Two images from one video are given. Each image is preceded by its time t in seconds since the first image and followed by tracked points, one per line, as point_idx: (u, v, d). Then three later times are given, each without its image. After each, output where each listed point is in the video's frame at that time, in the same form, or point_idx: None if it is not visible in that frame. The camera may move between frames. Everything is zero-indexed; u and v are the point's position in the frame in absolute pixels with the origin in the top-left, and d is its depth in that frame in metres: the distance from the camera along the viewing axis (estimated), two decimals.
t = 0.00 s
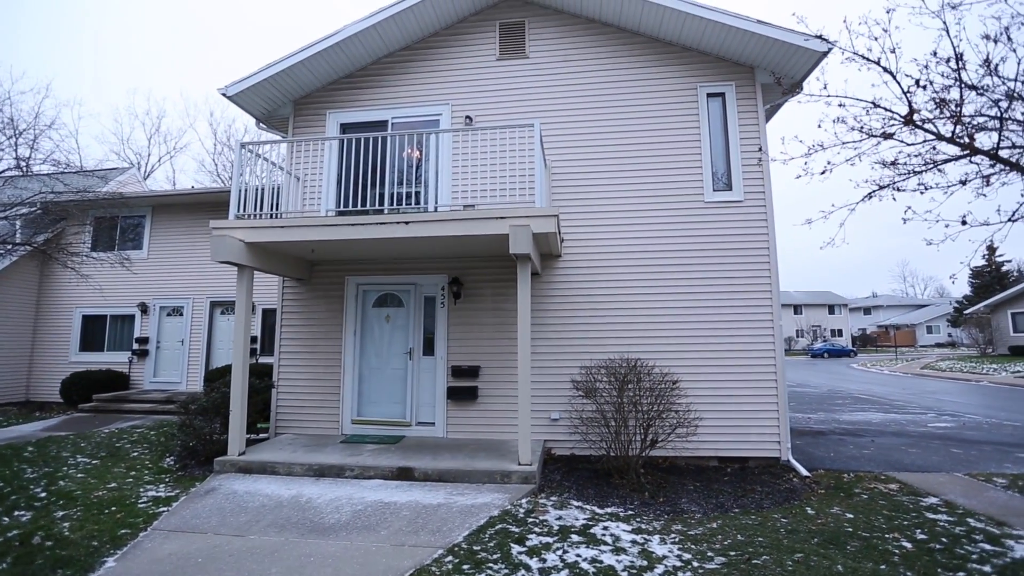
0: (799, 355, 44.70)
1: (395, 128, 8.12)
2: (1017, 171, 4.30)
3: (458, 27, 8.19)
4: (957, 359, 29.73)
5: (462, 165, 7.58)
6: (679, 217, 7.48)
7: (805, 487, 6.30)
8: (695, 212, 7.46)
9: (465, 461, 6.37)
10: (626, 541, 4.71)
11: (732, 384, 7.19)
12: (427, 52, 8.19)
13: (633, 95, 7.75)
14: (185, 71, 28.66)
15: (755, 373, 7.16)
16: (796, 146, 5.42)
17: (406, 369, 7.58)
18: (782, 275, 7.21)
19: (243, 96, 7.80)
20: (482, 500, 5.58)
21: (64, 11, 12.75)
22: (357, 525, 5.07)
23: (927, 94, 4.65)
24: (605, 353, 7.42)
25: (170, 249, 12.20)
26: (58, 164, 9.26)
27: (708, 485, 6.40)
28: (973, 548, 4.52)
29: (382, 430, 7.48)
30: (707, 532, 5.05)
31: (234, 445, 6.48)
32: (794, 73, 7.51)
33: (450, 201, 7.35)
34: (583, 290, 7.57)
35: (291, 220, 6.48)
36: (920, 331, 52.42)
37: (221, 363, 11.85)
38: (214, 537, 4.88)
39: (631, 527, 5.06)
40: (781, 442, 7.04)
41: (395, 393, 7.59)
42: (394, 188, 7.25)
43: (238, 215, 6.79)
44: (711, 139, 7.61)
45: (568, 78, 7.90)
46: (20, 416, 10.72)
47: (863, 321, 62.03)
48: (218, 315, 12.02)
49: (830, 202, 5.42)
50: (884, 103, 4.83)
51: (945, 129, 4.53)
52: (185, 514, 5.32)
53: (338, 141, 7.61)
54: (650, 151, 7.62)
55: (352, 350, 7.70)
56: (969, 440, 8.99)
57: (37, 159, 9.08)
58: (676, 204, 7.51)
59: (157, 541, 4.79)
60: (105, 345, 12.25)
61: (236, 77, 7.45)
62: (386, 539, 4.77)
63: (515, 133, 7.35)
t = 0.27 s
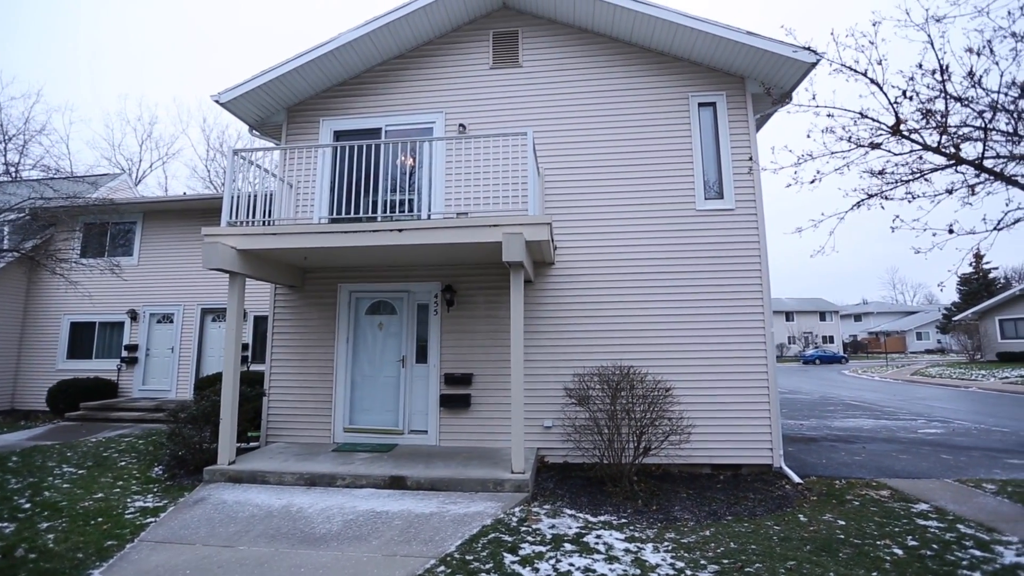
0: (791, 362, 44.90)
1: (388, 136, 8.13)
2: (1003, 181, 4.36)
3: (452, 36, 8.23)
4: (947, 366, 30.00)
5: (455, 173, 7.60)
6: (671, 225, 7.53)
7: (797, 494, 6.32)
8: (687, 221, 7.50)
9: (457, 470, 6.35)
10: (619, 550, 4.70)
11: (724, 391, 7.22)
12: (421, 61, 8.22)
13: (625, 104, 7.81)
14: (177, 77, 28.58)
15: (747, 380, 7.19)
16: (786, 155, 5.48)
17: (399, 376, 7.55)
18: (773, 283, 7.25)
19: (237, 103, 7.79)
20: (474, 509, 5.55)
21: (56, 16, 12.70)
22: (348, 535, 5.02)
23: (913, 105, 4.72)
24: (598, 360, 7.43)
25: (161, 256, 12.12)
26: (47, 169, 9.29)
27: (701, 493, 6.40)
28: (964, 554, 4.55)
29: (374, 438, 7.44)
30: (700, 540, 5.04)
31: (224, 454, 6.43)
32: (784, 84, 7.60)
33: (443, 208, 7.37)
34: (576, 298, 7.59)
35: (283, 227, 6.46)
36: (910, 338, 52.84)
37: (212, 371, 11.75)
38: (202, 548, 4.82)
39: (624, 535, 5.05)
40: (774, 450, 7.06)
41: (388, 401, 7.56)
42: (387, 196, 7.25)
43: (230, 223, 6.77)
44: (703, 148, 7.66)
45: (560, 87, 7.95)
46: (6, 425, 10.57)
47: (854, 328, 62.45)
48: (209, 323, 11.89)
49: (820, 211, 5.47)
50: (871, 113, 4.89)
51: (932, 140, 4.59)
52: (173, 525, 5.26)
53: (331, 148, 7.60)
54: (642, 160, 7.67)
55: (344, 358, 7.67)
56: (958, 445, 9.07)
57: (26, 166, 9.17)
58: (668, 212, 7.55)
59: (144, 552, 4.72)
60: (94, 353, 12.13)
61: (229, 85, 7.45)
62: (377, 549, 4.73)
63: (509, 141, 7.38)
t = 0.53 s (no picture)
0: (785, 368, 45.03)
1: (383, 143, 8.14)
2: (992, 190, 4.40)
3: (447, 44, 8.27)
4: (939, 372, 30.18)
5: (450, 180, 7.61)
6: (665, 232, 7.56)
7: (791, 500, 6.32)
8: (681, 228, 7.53)
9: (452, 477, 6.31)
10: (615, 558, 4.68)
11: (719, 397, 7.22)
12: (416, 68, 8.25)
13: (619, 113, 7.86)
14: (172, 82, 28.53)
15: (742, 387, 7.21)
16: (778, 163, 5.52)
17: (394, 383, 7.53)
18: (766, 290, 7.29)
19: (232, 110, 7.79)
20: (468, 517, 5.52)
21: (51, 21, 12.66)
22: (341, 544, 4.98)
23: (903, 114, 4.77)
24: (593, 367, 7.43)
25: (154, 261, 12.06)
26: (40, 174, 9.25)
27: (696, 500, 6.39)
28: (957, 560, 4.56)
29: (368, 446, 7.40)
30: (695, 547, 5.03)
31: (216, 462, 6.38)
32: (776, 93, 7.67)
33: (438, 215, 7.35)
34: (571, 305, 7.59)
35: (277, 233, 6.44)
36: (902, 344, 53.14)
37: (205, 377, 11.66)
38: (192, 558, 4.76)
39: (619, 543, 5.04)
40: (768, 456, 7.07)
41: (382, 408, 7.52)
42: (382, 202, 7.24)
43: (224, 228, 6.75)
44: (696, 156, 7.71)
45: (556, 95, 7.99)
46: None
47: (848, 334, 62.73)
48: (202, 328, 11.85)
49: (812, 219, 5.51)
50: (862, 122, 4.94)
51: (922, 149, 4.64)
52: (164, 535, 5.20)
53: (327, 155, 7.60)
54: (636, 167, 7.71)
55: (338, 365, 7.64)
56: (950, 451, 9.12)
57: (19, 170, 9.10)
58: (662, 220, 7.58)
59: (133, 563, 4.66)
60: (85, 359, 12.03)
61: (225, 91, 7.45)
62: (370, 559, 4.69)
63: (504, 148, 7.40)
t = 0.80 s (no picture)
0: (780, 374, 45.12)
1: (380, 148, 8.15)
2: (983, 197, 4.44)
3: (444, 51, 8.30)
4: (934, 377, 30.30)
5: (447, 186, 7.61)
6: (661, 238, 7.58)
7: (788, 506, 6.32)
8: (676, 234, 7.56)
9: (447, 484, 6.29)
10: (611, 565, 4.66)
11: (715, 403, 7.23)
12: (413, 74, 8.28)
13: (615, 119, 7.89)
14: (168, 87, 28.50)
15: (738, 393, 7.21)
16: (773, 170, 5.55)
17: (389, 389, 7.50)
18: (762, 296, 7.31)
19: (228, 115, 7.79)
20: (464, 524, 5.49)
21: (46, 25, 12.65)
22: (336, 552, 4.95)
23: (894, 122, 4.81)
24: (589, 373, 7.42)
25: (149, 267, 12.01)
26: (34, 179, 9.27)
27: (692, 506, 6.38)
28: (953, 566, 4.57)
29: (364, 452, 7.36)
30: (692, 553, 5.02)
31: (211, 469, 6.34)
32: (770, 100, 7.72)
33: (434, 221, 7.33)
34: (567, 311, 7.60)
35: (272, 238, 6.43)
36: (897, 349, 53.34)
37: (199, 383, 11.60)
38: (185, 567, 4.72)
39: (615, 550, 5.02)
40: (764, 462, 7.07)
41: (378, 414, 7.49)
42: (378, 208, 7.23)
43: (220, 234, 6.73)
44: (692, 162, 7.74)
45: (552, 101, 8.02)
46: None
47: (843, 339, 62.93)
48: (197, 334, 11.77)
49: (806, 225, 5.54)
50: (855, 129, 4.98)
51: (914, 156, 4.68)
52: (156, 543, 5.15)
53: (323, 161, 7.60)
54: (631, 173, 7.74)
55: (334, 371, 7.61)
56: (945, 456, 9.15)
57: (13, 175, 9.12)
58: (658, 226, 7.61)
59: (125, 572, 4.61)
60: (78, 365, 11.95)
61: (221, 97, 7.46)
62: (365, 567, 4.66)
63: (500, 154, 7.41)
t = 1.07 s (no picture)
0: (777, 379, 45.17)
1: (377, 154, 8.15)
2: (976, 203, 4.47)
3: (441, 57, 8.33)
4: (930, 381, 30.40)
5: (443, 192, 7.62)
6: (657, 243, 7.59)
7: (785, 512, 6.31)
8: (673, 239, 7.58)
9: (444, 490, 6.26)
10: (608, 571, 4.65)
11: (712, 408, 7.23)
12: (410, 80, 8.30)
13: (611, 125, 7.92)
14: (165, 93, 28.49)
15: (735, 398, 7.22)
16: (768, 176, 5.58)
17: (386, 395, 7.48)
18: (758, 301, 7.32)
19: (226, 121, 7.81)
20: (460, 531, 5.46)
21: (43, 30, 12.64)
22: (331, 559, 4.92)
23: (887, 129, 4.85)
24: (586, 379, 7.41)
25: (144, 272, 11.96)
26: (29, 184, 9.13)
27: (690, 512, 6.36)
28: (950, 571, 4.57)
29: (360, 458, 7.33)
30: (689, 559, 5.00)
31: (206, 475, 6.30)
32: (765, 107, 7.76)
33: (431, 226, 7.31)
34: (564, 316, 7.60)
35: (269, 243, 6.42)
36: (893, 354, 53.48)
37: (194, 389, 11.54)
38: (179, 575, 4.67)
39: (612, 556, 5.01)
40: (761, 467, 7.07)
41: (374, 420, 7.47)
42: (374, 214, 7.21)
43: (217, 239, 6.73)
44: (688, 167, 7.77)
45: (548, 107, 8.04)
46: None
47: (838, 344, 63.09)
48: (192, 339, 11.75)
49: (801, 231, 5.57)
50: (849, 135, 5.02)
51: (907, 162, 4.71)
52: (150, 552, 5.10)
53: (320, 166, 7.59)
54: (627, 179, 7.76)
55: (330, 376, 7.59)
56: (942, 461, 9.16)
57: (8, 179, 9.06)
58: (654, 231, 7.62)
59: None
60: (72, 371, 11.87)
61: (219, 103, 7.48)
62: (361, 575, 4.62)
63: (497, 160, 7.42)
